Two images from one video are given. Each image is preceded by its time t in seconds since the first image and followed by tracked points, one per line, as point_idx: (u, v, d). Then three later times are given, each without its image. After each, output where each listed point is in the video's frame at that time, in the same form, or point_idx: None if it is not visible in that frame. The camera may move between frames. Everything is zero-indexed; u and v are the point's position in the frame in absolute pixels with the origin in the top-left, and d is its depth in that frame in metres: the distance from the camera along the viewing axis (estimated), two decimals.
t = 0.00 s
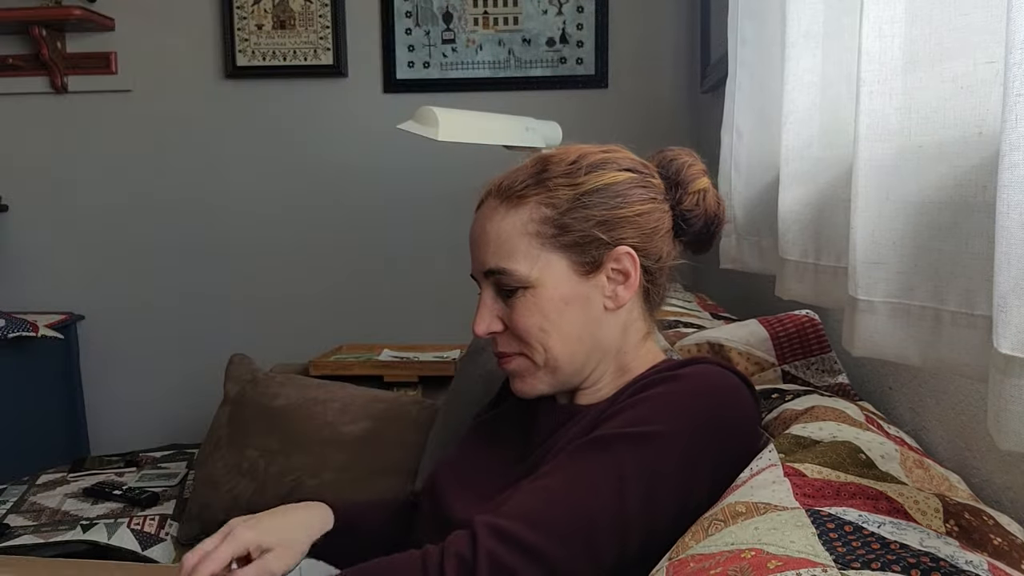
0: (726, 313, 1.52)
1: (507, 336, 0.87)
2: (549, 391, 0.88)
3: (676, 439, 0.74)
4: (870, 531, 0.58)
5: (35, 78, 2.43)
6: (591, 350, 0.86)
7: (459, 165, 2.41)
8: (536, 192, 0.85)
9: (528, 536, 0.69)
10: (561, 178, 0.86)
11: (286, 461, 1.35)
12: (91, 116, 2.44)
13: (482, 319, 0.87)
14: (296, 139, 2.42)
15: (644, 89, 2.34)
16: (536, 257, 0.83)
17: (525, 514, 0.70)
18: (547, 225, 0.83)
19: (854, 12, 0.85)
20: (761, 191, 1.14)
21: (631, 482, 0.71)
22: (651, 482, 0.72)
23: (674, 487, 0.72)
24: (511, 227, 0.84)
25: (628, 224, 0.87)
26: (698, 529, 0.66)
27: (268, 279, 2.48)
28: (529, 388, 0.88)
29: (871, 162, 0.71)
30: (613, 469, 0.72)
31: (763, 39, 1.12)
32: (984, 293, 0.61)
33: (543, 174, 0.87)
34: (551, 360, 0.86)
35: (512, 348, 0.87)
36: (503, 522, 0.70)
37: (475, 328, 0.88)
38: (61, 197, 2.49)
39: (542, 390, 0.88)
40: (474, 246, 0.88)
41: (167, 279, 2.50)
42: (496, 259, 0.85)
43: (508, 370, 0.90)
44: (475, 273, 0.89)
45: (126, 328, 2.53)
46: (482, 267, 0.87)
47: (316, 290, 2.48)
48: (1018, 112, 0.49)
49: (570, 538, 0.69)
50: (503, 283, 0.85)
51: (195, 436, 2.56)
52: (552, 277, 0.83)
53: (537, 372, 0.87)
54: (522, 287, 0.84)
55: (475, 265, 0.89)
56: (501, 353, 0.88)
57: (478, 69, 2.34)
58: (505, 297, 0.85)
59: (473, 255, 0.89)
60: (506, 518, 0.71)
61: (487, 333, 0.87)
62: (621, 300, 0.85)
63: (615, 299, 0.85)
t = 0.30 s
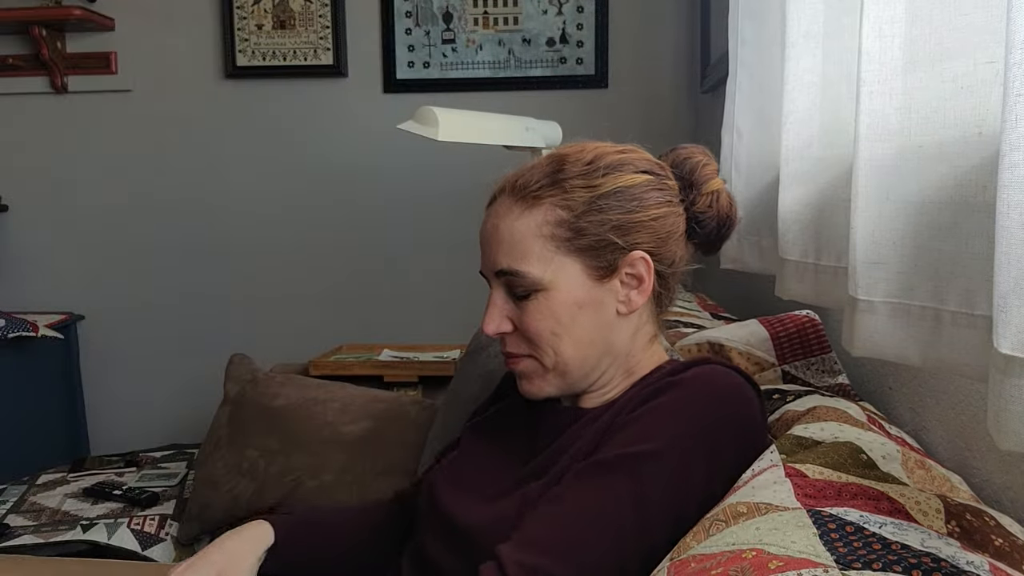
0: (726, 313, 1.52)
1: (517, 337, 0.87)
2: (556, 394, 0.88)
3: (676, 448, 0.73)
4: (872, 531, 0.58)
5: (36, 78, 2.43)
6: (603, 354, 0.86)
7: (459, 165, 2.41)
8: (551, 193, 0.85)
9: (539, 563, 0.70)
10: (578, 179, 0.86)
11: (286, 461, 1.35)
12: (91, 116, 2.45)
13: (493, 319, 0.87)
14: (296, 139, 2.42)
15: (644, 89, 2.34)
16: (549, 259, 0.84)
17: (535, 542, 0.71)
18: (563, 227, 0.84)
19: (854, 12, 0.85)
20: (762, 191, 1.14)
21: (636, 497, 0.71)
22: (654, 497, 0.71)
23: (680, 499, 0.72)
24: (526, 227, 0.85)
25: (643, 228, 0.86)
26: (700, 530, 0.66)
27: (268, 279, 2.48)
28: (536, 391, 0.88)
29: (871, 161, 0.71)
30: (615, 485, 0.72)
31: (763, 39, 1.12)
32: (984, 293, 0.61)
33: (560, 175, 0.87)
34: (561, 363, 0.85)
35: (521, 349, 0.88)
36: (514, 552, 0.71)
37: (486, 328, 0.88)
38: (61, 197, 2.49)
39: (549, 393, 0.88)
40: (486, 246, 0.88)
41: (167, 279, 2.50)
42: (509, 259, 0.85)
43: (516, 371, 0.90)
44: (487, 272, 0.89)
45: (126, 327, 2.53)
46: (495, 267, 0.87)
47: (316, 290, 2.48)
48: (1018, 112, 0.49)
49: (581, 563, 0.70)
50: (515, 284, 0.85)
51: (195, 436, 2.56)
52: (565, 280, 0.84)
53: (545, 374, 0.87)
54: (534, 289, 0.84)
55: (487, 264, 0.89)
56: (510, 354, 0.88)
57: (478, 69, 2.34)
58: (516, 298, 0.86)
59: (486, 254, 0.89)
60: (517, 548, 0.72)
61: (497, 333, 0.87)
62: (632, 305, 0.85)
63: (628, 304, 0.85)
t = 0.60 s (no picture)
0: (727, 313, 1.52)
1: (521, 342, 0.87)
2: (561, 398, 0.88)
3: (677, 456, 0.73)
4: (872, 532, 0.58)
5: (36, 78, 2.43)
6: (609, 358, 0.86)
7: (459, 165, 2.41)
8: (556, 197, 0.85)
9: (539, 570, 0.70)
10: (583, 183, 0.85)
11: (286, 461, 1.34)
12: (91, 116, 2.45)
13: (497, 324, 0.87)
14: (296, 139, 2.42)
15: (644, 89, 2.34)
16: (554, 266, 0.83)
17: (534, 548, 0.72)
18: (568, 233, 0.83)
19: (854, 12, 0.85)
20: (762, 191, 1.14)
21: (636, 506, 0.72)
22: (655, 510, 0.72)
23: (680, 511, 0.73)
24: (530, 232, 0.84)
25: (649, 231, 0.86)
26: (701, 530, 0.66)
27: (268, 279, 2.48)
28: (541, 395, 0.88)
29: (871, 161, 0.70)
30: (616, 492, 0.72)
31: (763, 39, 1.13)
32: (984, 293, 0.61)
33: (565, 177, 0.86)
34: (566, 368, 0.86)
35: (525, 354, 0.88)
36: (513, 558, 0.72)
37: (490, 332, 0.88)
38: (61, 197, 2.49)
39: (554, 397, 0.89)
40: (490, 250, 0.88)
41: (167, 279, 2.50)
42: (514, 264, 0.85)
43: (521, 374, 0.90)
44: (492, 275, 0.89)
45: (126, 327, 2.53)
46: (499, 272, 0.87)
47: (316, 290, 2.48)
48: (1018, 112, 0.49)
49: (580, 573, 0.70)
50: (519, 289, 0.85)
51: (195, 436, 2.56)
52: (570, 286, 0.84)
53: (550, 379, 0.87)
54: (538, 296, 0.84)
55: (491, 267, 0.89)
56: (515, 359, 0.88)
57: (478, 69, 2.34)
58: (520, 303, 0.86)
59: (490, 257, 0.89)
60: (516, 554, 0.72)
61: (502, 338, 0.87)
62: (638, 309, 0.85)
63: (634, 308, 0.85)
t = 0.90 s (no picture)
0: (727, 313, 1.52)
1: (516, 344, 0.87)
2: (559, 399, 0.88)
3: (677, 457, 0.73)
4: (873, 531, 0.58)
5: (36, 78, 2.43)
6: (605, 358, 0.86)
7: (459, 165, 2.41)
8: (547, 199, 0.85)
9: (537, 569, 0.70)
10: (573, 183, 0.86)
11: (286, 461, 1.34)
12: (91, 116, 2.45)
13: (492, 326, 0.88)
14: (296, 139, 2.42)
15: (644, 89, 2.34)
16: (546, 267, 0.84)
17: (532, 546, 0.72)
18: (558, 233, 0.84)
19: (854, 12, 0.85)
20: (762, 191, 1.14)
21: (636, 506, 0.72)
22: (657, 511, 0.72)
23: (684, 513, 0.73)
24: (521, 234, 0.85)
25: (643, 229, 0.86)
26: (701, 530, 0.66)
27: (268, 279, 2.48)
28: (539, 397, 0.88)
29: (871, 161, 0.70)
30: (615, 492, 0.73)
31: (762, 39, 1.13)
32: (983, 293, 0.61)
33: (556, 179, 0.87)
34: (562, 369, 0.85)
35: (521, 357, 0.88)
36: (511, 557, 0.72)
37: (486, 334, 0.89)
38: (61, 197, 2.49)
39: (551, 398, 0.88)
40: (485, 253, 0.89)
41: (167, 279, 2.50)
42: (507, 266, 0.85)
43: (519, 376, 0.90)
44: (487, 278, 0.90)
45: (126, 327, 2.53)
46: (493, 275, 0.87)
47: (316, 289, 2.48)
48: (1018, 112, 0.49)
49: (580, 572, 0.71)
50: (512, 291, 0.85)
51: (195, 436, 2.56)
52: (563, 287, 0.84)
53: (547, 381, 0.87)
54: (531, 297, 0.84)
55: (486, 270, 0.89)
56: (512, 361, 0.88)
57: (478, 68, 2.34)
58: (513, 305, 0.86)
59: (484, 260, 0.90)
60: (514, 552, 0.72)
61: (497, 340, 0.88)
62: (632, 307, 0.85)
63: (628, 307, 0.85)
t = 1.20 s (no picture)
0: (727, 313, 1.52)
1: (512, 343, 0.88)
2: (557, 397, 0.89)
3: (678, 458, 0.73)
4: (872, 531, 0.58)
5: (36, 78, 2.43)
6: (600, 356, 0.86)
7: (459, 165, 2.41)
8: (539, 199, 0.85)
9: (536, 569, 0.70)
10: (565, 182, 0.86)
11: (286, 461, 1.34)
12: (91, 116, 2.45)
13: (488, 326, 0.88)
14: (297, 139, 2.42)
15: (644, 89, 2.34)
16: (538, 266, 0.84)
17: (531, 545, 0.72)
18: (550, 233, 0.84)
19: (854, 12, 0.85)
20: (762, 192, 1.14)
21: (635, 505, 0.72)
22: (658, 510, 0.72)
23: (687, 512, 0.73)
24: (514, 234, 0.85)
25: (637, 227, 0.86)
26: (701, 530, 0.66)
27: (268, 279, 2.48)
28: (537, 395, 0.89)
29: (871, 162, 0.71)
30: (614, 491, 0.72)
31: (762, 40, 1.13)
32: (983, 293, 0.61)
33: (548, 178, 0.87)
34: (557, 368, 0.86)
35: (517, 356, 0.88)
36: (511, 556, 0.71)
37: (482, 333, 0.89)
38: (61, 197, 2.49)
39: (549, 396, 0.89)
40: (481, 254, 0.89)
41: (168, 279, 2.50)
42: (501, 266, 0.86)
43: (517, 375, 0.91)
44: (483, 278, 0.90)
45: (126, 327, 2.53)
46: (488, 275, 0.88)
47: (316, 289, 2.48)
48: (1018, 112, 0.49)
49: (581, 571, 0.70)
50: (507, 291, 0.86)
51: (195, 436, 2.56)
52: (555, 286, 0.84)
53: (543, 379, 0.87)
54: (525, 296, 0.85)
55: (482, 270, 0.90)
56: (509, 360, 0.89)
57: (478, 68, 2.34)
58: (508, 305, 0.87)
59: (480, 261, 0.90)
60: (514, 552, 0.72)
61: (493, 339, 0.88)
62: (626, 305, 0.85)
63: (622, 305, 0.85)
